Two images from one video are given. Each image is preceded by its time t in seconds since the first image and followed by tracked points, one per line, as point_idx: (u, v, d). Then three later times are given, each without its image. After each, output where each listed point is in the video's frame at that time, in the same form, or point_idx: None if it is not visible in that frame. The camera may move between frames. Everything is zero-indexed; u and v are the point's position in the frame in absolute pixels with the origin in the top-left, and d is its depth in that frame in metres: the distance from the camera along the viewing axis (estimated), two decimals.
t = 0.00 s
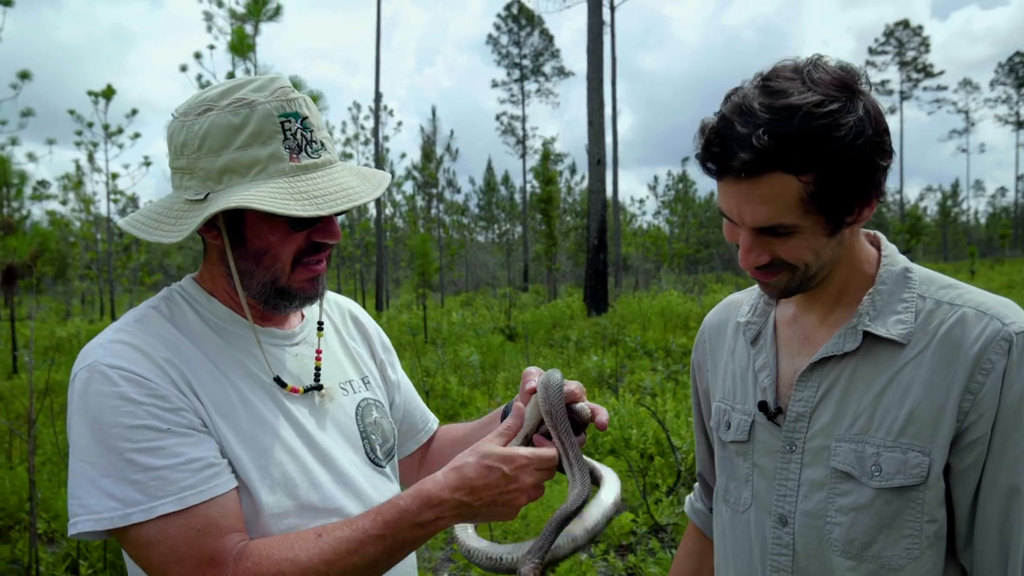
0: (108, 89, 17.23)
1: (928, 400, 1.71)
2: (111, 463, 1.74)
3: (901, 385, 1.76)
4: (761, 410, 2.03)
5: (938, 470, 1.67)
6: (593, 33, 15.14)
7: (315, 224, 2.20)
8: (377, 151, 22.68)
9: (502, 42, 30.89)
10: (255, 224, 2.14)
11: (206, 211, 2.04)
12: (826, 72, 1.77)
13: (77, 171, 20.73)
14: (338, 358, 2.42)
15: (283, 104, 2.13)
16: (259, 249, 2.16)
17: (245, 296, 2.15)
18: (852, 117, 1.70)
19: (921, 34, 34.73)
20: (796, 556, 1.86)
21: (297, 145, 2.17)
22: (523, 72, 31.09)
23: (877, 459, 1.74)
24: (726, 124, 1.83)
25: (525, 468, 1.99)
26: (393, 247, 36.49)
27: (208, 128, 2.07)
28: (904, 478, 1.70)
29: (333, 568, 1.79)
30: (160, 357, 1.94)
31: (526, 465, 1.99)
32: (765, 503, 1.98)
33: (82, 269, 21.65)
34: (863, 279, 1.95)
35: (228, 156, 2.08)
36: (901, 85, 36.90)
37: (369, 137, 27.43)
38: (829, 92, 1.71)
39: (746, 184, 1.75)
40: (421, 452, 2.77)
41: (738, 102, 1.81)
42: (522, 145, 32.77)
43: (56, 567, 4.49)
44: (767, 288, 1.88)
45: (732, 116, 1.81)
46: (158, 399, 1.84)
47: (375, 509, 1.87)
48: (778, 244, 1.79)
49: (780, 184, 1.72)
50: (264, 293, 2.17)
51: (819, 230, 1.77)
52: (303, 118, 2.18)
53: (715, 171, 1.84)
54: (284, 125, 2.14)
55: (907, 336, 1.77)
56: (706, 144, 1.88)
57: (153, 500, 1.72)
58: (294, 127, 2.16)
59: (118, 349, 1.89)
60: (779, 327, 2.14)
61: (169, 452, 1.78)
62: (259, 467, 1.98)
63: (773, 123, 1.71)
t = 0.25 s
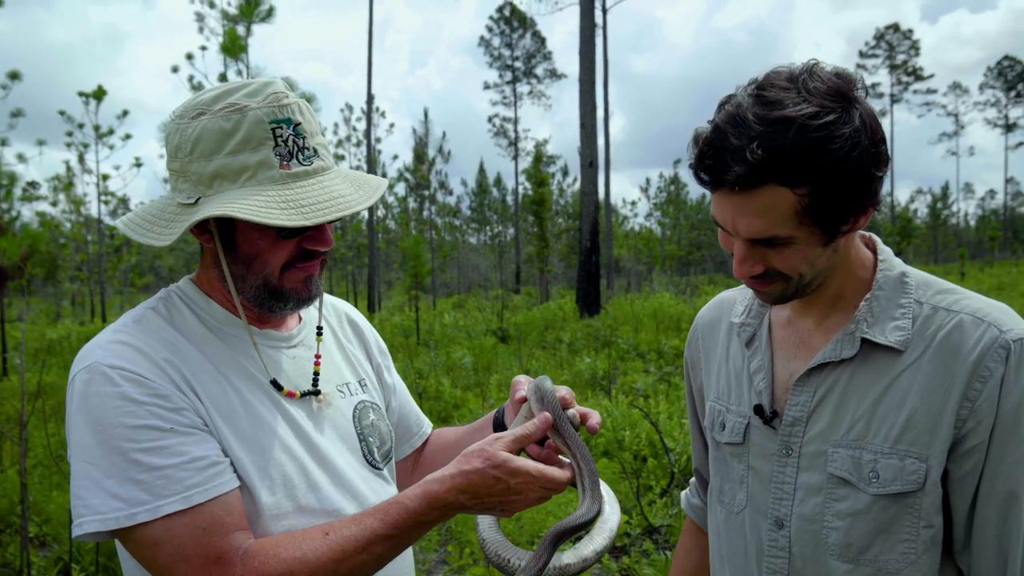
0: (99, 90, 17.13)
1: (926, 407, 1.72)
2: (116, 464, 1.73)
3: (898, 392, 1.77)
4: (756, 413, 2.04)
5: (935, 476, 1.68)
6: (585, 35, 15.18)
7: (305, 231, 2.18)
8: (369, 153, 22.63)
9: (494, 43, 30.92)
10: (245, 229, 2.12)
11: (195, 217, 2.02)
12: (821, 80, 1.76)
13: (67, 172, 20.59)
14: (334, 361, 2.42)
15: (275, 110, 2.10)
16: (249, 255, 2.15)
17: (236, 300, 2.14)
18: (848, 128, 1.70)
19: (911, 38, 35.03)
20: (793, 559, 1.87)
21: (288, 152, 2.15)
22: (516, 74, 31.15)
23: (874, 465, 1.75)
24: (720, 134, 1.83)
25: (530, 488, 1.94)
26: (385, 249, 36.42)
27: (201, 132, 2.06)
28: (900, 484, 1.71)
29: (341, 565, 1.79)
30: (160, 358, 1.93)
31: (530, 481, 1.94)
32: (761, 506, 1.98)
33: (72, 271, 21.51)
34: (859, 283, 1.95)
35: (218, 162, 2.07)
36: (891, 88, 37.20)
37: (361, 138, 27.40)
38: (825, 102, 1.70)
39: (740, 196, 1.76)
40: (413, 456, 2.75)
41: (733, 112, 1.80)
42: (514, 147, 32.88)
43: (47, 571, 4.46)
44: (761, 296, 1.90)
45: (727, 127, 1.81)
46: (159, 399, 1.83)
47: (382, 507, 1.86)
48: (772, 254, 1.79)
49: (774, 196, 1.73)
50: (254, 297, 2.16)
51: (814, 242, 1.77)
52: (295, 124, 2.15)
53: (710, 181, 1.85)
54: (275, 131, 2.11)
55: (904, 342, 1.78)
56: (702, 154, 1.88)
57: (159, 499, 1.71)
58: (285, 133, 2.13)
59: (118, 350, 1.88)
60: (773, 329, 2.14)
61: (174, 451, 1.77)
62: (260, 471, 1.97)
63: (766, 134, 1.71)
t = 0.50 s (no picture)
0: (93, 93, 17.06)
1: (926, 408, 1.72)
2: (128, 460, 1.73)
3: (899, 392, 1.77)
4: (757, 414, 2.04)
5: (936, 477, 1.68)
6: (580, 37, 15.20)
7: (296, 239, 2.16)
8: (363, 155, 22.59)
9: (488, 45, 30.95)
10: (237, 237, 2.11)
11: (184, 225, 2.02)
12: (825, 83, 1.76)
13: (60, 175, 20.46)
14: (335, 363, 2.41)
15: (263, 117, 2.07)
16: (243, 261, 2.13)
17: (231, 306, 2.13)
18: (856, 132, 1.71)
19: (904, 40, 35.24)
20: (795, 560, 1.87)
21: (277, 159, 2.12)
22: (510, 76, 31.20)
23: (875, 467, 1.75)
24: (725, 137, 1.83)
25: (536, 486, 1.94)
26: (380, 251, 36.35)
27: (191, 141, 2.05)
28: (902, 486, 1.71)
29: (361, 553, 1.78)
30: (169, 357, 1.92)
31: (534, 478, 1.93)
32: (763, 507, 1.98)
33: (65, 274, 21.38)
34: (858, 284, 1.96)
35: (208, 170, 2.06)
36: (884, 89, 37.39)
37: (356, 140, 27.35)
38: (831, 106, 1.71)
39: (745, 200, 1.76)
40: (405, 461, 2.74)
41: (738, 115, 1.80)
42: (509, 148, 32.90)
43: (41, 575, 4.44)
44: (762, 300, 1.90)
45: (733, 129, 1.80)
46: (171, 396, 1.83)
47: (396, 495, 1.86)
48: (776, 258, 1.80)
49: (779, 201, 1.73)
50: (250, 303, 2.15)
51: (817, 245, 1.78)
52: (285, 131, 2.11)
53: (714, 184, 1.84)
54: (264, 139, 2.09)
55: (904, 343, 1.78)
56: (705, 157, 1.88)
57: (176, 494, 1.71)
58: (275, 141, 2.10)
59: (127, 349, 1.87)
60: (772, 331, 2.14)
61: (188, 447, 1.77)
62: (267, 470, 1.97)
63: (773, 138, 1.71)
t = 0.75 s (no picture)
0: (93, 94, 17.05)
1: (935, 412, 1.70)
2: (138, 459, 1.72)
3: (908, 396, 1.75)
4: (764, 418, 2.02)
5: (945, 482, 1.66)
6: (580, 38, 15.18)
7: (305, 238, 2.14)
8: (363, 156, 22.57)
9: (488, 47, 30.96)
10: (246, 237, 2.09)
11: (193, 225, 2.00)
12: (835, 79, 1.75)
13: (60, 176, 20.45)
14: (341, 364, 2.39)
15: (270, 117, 2.05)
16: (251, 261, 2.12)
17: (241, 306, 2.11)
18: (869, 126, 1.69)
19: (903, 42, 35.26)
20: (803, 565, 1.85)
21: (285, 159, 2.10)
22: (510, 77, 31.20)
23: (883, 471, 1.73)
24: (734, 134, 1.80)
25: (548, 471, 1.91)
26: (379, 252, 36.33)
27: (198, 141, 2.03)
28: (911, 490, 1.69)
29: (372, 547, 1.75)
30: (177, 357, 1.91)
31: (550, 462, 1.91)
32: (771, 511, 1.96)
33: (65, 274, 21.34)
34: (866, 285, 1.93)
35: (216, 170, 2.04)
36: (883, 91, 37.39)
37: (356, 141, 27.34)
38: (842, 101, 1.69)
39: (755, 194, 1.74)
40: (404, 465, 2.71)
41: (747, 110, 1.77)
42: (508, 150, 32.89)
43: None
44: (768, 300, 1.87)
45: (742, 124, 1.78)
46: (180, 396, 1.83)
47: (408, 488, 1.84)
48: (784, 254, 1.77)
49: (789, 195, 1.71)
50: (258, 303, 2.13)
51: (825, 243, 1.76)
52: (292, 131, 2.09)
53: (723, 179, 1.82)
54: (272, 139, 2.07)
55: (912, 347, 1.76)
56: (713, 153, 1.85)
57: (187, 492, 1.70)
58: (282, 141, 2.08)
59: (135, 349, 1.86)
60: (778, 334, 2.12)
61: (196, 445, 1.76)
62: (274, 469, 1.95)
63: (783, 132, 1.69)
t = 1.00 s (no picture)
0: (92, 90, 17.00)
1: (939, 422, 1.69)
2: (139, 454, 1.71)
3: (911, 406, 1.74)
4: (767, 424, 2.01)
5: (949, 493, 1.66)
6: (580, 38, 15.18)
7: (314, 229, 2.14)
8: (362, 154, 22.54)
9: (488, 46, 30.94)
10: (255, 230, 2.08)
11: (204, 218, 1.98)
12: (850, 81, 1.73)
13: (59, 172, 20.41)
14: (342, 362, 2.38)
15: (279, 108, 2.05)
16: (261, 255, 2.11)
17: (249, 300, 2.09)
18: (882, 132, 1.67)
19: (903, 45, 35.30)
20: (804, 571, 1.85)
21: (294, 150, 2.10)
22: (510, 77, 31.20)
23: (886, 482, 1.73)
24: (746, 133, 1.78)
25: (552, 458, 1.88)
26: (377, 250, 36.29)
27: (206, 134, 2.02)
28: (913, 502, 1.69)
29: (371, 543, 1.74)
30: (180, 353, 1.90)
31: (554, 448, 1.89)
32: (772, 515, 1.96)
33: (63, 270, 21.29)
34: (871, 290, 1.92)
35: (225, 163, 2.03)
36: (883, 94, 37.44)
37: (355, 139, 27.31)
38: (857, 105, 1.67)
39: (764, 197, 1.72)
40: (404, 464, 2.69)
41: (760, 110, 1.76)
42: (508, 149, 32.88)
43: (38, 572, 4.43)
44: (769, 306, 1.86)
45: (754, 124, 1.76)
46: (181, 391, 1.81)
47: (408, 483, 1.83)
48: (788, 259, 1.76)
49: (797, 200, 1.70)
50: (266, 297, 2.12)
51: (830, 250, 1.75)
52: (301, 122, 2.10)
53: (731, 178, 1.80)
54: (281, 130, 2.07)
55: (917, 358, 1.75)
56: (722, 152, 1.83)
57: (187, 486, 1.68)
58: (291, 132, 2.09)
59: (138, 345, 1.85)
60: (781, 338, 2.11)
61: (197, 440, 1.75)
62: (275, 468, 1.94)
63: (796, 133, 1.67)
